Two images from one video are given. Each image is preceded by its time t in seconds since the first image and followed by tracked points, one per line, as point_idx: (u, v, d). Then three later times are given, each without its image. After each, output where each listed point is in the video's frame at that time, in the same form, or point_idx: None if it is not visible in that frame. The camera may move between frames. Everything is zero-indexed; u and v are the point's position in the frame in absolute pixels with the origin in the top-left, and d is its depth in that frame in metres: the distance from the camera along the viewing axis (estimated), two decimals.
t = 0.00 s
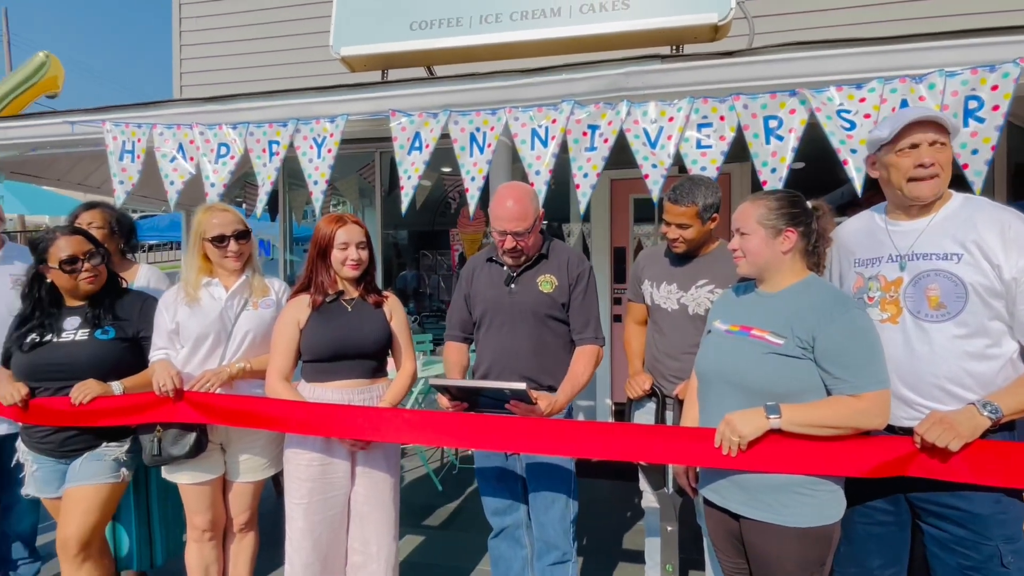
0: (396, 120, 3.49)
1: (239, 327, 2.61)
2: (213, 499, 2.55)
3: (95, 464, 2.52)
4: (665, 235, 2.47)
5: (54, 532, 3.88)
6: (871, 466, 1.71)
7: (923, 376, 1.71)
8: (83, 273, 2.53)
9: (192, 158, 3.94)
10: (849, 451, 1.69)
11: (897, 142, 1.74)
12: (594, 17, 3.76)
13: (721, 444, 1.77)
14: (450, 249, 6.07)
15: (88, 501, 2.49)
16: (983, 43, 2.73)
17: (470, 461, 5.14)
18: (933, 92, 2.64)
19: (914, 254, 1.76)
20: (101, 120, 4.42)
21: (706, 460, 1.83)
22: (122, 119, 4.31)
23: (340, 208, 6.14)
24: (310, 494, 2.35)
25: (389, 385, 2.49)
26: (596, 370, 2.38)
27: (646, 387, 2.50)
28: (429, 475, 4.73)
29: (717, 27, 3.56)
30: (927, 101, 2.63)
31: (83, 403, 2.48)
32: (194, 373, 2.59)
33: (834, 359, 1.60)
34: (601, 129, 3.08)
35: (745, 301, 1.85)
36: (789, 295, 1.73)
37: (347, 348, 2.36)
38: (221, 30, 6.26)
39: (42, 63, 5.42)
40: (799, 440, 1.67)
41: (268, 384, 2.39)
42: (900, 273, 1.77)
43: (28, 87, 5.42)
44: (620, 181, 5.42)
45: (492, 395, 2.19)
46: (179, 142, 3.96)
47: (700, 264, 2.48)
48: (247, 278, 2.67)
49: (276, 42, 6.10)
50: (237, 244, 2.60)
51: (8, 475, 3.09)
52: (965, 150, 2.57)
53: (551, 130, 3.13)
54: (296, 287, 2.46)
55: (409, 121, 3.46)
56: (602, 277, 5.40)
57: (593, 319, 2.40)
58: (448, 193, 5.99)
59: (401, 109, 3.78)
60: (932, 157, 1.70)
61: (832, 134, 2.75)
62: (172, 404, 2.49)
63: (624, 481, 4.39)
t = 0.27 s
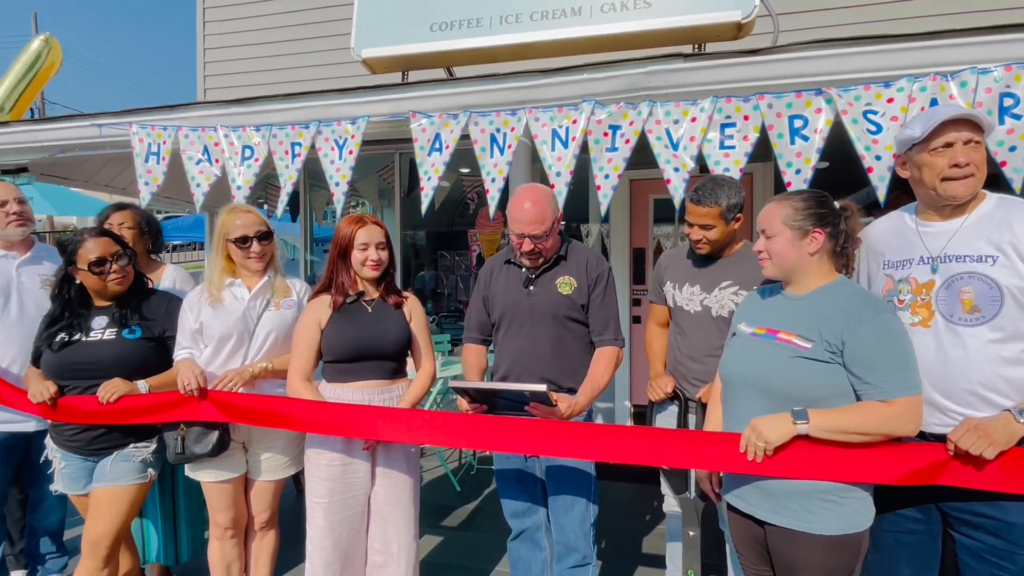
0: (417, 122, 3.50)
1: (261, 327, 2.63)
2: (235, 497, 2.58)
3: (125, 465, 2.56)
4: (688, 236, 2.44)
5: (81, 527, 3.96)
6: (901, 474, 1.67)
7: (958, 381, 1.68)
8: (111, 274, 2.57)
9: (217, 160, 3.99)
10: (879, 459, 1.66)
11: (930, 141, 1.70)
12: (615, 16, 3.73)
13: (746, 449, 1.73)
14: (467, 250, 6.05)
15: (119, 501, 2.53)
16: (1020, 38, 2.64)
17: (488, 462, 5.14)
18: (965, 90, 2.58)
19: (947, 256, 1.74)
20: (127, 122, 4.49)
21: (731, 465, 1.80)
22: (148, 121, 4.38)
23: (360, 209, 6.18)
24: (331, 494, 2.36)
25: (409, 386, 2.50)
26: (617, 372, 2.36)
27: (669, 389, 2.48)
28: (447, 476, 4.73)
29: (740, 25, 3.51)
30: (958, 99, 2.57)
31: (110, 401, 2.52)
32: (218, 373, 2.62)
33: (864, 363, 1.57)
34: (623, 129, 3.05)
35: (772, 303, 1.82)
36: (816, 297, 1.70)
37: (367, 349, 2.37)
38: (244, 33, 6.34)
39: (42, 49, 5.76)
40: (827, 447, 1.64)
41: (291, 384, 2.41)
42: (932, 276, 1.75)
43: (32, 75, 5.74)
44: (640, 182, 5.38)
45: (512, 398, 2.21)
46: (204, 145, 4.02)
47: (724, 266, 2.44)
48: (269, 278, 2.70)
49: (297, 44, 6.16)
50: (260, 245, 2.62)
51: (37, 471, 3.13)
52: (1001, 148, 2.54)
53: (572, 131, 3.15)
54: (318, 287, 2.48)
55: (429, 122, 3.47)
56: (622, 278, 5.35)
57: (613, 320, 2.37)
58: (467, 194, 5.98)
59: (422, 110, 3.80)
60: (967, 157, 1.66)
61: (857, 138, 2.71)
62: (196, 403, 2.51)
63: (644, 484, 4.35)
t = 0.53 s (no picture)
0: (435, 122, 3.51)
1: (280, 327, 2.65)
2: (253, 495, 2.59)
3: (148, 468, 2.58)
4: (709, 237, 2.40)
5: (104, 522, 4.02)
6: (930, 481, 1.63)
7: (990, 387, 1.65)
8: (135, 276, 2.60)
9: (239, 161, 4.03)
10: (908, 466, 1.62)
11: (960, 140, 1.65)
12: (634, 14, 3.70)
13: (769, 453, 1.69)
14: (483, 250, 6.04)
15: (140, 504, 2.56)
16: None
17: (505, 462, 5.12)
18: (996, 87, 2.51)
19: (979, 258, 1.70)
20: (150, 124, 4.55)
21: (754, 471, 1.77)
22: (170, 122, 4.43)
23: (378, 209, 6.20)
24: (348, 494, 2.36)
25: (427, 386, 2.49)
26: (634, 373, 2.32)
27: (689, 392, 2.47)
28: (464, 476, 4.73)
29: (763, 22, 3.45)
30: (989, 97, 2.52)
31: (130, 401, 2.54)
32: (237, 372, 2.63)
33: (892, 367, 1.53)
34: (642, 128, 3.02)
35: (797, 305, 1.79)
36: (843, 299, 1.66)
37: (384, 349, 2.37)
38: (264, 34, 6.39)
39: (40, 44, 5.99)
40: (854, 452, 1.60)
41: (311, 384, 2.42)
42: (964, 278, 1.72)
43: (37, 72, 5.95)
44: (658, 182, 5.33)
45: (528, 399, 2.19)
46: (225, 146, 4.06)
47: (748, 267, 2.40)
48: (288, 278, 2.70)
49: (316, 45, 6.20)
50: (279, 245, 2.63)
51: (61, 467, 3.17)
52: None
53: (591, 131, 3.12)
54: (336, 287, 2.48)
55: (447, 122, 3.47)
56: (639, 278, 5.31)
57: (630, 320, 2.34)
58: (483, 194, 5.97)
59: (440, 110, 3.79)
60: (999, 155, 1.61)
61: (883, 141, 2.65)
62: (216, 402, 2.53)
63: (662, 487, 4.32)
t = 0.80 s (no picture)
0: (453, 120, 3.51)
1: (298, 325, 2.66)
2: (272, 491, 2.60)
3: (169, 464, 2.61)
4: (730, 235, 2.36)
5: (126, 516, 4.07)
6: (960, 486, 1.60)
7: None
8: (155, 273, 2.62)
9: (259, 160, 4.06)
10: (938, 470, 1.58)
11: (992, 135, 1.60)
12: (655, 9, 3.66)
13: (793, 456, 1.66)
14: (499, 248, 6.01)
15: (163, 499, 2.58)
16: None
17: (520, 462, 5.10)
18: None
19: (1014, 257, 1.66)
20: (171, 123, 4.60)
21: (778, 474, 1.73)
22: (190, 121, 4.47)
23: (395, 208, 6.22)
24: (365, 492, 2.36)
25: (444, 384, 2.48)
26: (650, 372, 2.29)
27: (709, 393, 2.42)
28: (480, 475, 4.72)
29: (786, 16, 3.39)
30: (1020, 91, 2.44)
31: (150, 396, 2.56)
32: (255, 369, 2.64)
33: (921, 368, 1.49)
34: (662, 125, 2.99)
35: (822, 305, 1.75)
36: (871, 299, 1.62)
37: (401, 347, 2.36)
38: (283, 34, 6.44)
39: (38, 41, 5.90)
40: (882, 456, 1.56)
41: (330, 382, 2.42)
42: (997, 277, 1.68)
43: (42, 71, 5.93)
44: (676, 180, 5.27)
45: (543, 398, 2.16)
46: (246, 144, 4.08)
47: (770, 265, 2.36)
48: (306, 276, 2.71)
49: (334, 45, 6.23)
50: (297, 243, 2.64)
51: (83, 462, 3.21)
52: None
53: (609, 128, 3.09)
54: (354, 285, 2.48)
55: (465, 120, 3.48)
56: (657, 277, 5.26)
57: (647, 319, 2.30)
58: (500, 192, 5.94)
59: (457, 107, 3.78)
60: None
61: (910, 138, 2.59)
62: (234, 399, 2.54)
63: (680, 489, 4.27)
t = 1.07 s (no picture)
0: (468, 119, 3.51)
1: (313, 323, 2.66)
2: (288, 489, 2.61)
3: (188, 460, 2.63)
4: (750, 232, 2.32)
5: (146, 510, 4.12)
6: (988, 492, 1.56)
7: None
8: (172, 272, 2.64)
9: (277, 159, 4.09)
10: (964, 476, 1.54)
11: (1020, 132, 1.55)
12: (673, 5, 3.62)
13: (814, 460, 1.62)
14: (514, 247, 5.99)
15: (183, 495, 2.61)
16: None
17: (535, 461, 5.09)
18: None
19: None
20: (191, 123, 4.65)
21: (798, 478, 1.70)
22: (209, 121, 4.52)
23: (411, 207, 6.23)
24: (380, 491, 2.36)
25: (459, 383, 2.47)
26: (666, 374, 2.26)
27: (727, 394, 2.41)
28: (495, 473, 4.71)
29: (807, 11, 3.33)
30: None
31: (169, 393, 2.57)
32: (272, 367, 2.65)
33: (946, 371, 1.45)
34: (680, 122, 2.95)
35: (844, 305, 1.71)
36: (894, 300, 1.58)
37: (416, 346, 2.36)
38: (300, 33, 6.47)
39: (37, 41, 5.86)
40: (905, 461, 1.53)
41: (345, 380, 2.42)
42: None
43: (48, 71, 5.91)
44: (694, 178, 5.22)
45: (556, 400, 2.13)
46: (263, 144, 4.11)
47: (789, 265, 2.32)
48: (322, 274, 2.72)
49: (351, 44, 6.25)
50: (313, 241, 2.64)
51: (104, 456, 3.25)
52: None
53: (626, 126, 3.07)
54: (369, 284, 2.48)
55: (480, 119, 3.47)
56: (674, 276, 5.21)
57: (662, 319, 2.27)
58: (515, 190, 5.92)
59: (472, 106, 3.77)
60: None
61: (935, 135, 2.52)
62: (252, 396, 2.55)
63: (697, 490, 4.23)
